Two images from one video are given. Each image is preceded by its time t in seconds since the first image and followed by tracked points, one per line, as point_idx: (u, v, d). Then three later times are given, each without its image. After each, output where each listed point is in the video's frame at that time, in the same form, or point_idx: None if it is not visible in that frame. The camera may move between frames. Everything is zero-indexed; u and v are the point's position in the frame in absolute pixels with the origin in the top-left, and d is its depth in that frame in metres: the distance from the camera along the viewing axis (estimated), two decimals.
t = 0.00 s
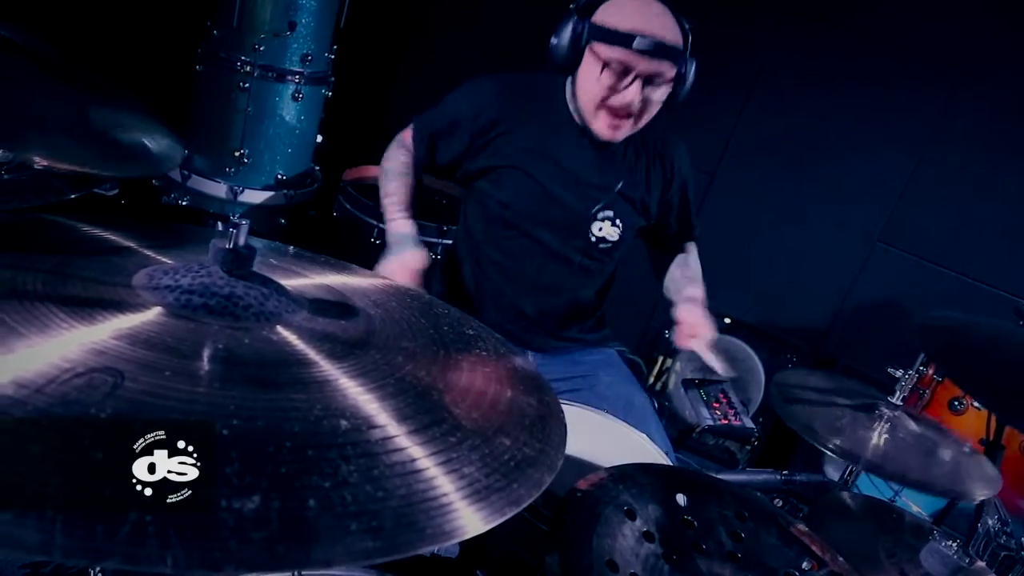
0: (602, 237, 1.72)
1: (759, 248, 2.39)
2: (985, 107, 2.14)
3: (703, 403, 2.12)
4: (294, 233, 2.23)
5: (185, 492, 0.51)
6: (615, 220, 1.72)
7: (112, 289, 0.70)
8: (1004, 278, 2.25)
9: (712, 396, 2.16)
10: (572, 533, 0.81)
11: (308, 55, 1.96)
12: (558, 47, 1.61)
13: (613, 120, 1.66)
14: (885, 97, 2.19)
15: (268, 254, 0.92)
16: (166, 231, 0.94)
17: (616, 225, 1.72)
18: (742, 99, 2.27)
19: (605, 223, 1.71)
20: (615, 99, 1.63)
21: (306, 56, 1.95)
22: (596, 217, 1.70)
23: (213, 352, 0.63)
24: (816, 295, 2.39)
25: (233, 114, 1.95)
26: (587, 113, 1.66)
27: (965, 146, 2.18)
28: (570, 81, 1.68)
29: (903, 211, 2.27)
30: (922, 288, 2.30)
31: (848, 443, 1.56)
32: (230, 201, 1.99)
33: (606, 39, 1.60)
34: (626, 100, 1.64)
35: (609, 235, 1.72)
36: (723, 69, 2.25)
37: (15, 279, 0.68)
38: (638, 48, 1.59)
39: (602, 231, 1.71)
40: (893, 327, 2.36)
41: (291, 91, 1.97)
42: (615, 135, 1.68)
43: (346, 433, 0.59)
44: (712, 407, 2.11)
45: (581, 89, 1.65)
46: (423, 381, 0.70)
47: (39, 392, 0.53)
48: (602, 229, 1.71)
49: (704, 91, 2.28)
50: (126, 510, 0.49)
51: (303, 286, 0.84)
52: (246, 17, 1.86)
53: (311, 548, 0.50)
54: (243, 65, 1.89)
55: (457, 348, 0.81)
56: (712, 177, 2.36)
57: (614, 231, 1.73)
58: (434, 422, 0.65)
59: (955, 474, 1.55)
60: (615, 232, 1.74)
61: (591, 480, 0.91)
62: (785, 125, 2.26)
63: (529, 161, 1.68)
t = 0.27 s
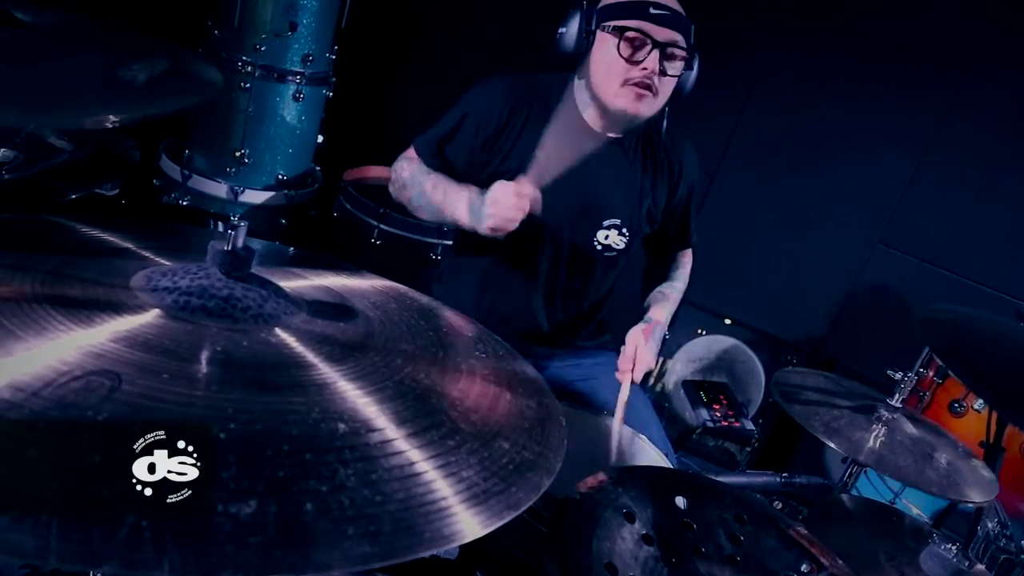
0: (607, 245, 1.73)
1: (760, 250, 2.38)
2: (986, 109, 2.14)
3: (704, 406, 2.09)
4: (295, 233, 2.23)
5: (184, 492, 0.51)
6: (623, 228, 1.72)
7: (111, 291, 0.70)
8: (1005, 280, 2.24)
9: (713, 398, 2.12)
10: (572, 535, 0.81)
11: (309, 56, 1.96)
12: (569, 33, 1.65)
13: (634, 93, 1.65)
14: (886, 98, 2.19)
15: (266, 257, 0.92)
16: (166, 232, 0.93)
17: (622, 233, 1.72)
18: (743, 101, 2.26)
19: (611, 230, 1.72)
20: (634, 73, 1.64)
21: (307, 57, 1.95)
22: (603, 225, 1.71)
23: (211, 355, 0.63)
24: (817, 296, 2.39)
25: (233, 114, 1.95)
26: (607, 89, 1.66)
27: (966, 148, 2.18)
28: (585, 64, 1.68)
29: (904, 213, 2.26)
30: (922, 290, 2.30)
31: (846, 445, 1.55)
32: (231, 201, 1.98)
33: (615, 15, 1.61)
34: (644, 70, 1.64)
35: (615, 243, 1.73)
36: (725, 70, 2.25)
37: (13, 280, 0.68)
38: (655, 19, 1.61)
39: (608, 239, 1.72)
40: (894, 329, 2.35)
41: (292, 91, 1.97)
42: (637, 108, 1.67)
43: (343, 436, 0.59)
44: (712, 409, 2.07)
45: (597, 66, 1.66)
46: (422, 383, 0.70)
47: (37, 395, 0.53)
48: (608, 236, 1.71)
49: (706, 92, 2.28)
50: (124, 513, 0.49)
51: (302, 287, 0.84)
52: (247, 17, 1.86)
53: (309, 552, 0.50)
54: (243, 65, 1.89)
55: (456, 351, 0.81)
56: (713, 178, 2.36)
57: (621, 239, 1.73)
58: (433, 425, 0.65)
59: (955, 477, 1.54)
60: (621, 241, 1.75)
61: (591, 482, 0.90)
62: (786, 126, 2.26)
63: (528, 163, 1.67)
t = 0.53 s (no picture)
0: (612, 258, 1.71)
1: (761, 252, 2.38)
2: (987, 111, 2.14)
3: (705, 408, 2.08)
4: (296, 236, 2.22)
5: (184, 492, 0.51)
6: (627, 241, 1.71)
7: (113, 293, 0.70)
8: (1006, 283, 2.24)
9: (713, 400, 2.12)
10: (573, 538, 0.81)
11: (311, 58, 1.96)
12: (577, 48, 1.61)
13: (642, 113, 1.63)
14: (888, 102, 2.19)
15: (268, 260, 0.92)
16: (168, 235, 0.93)
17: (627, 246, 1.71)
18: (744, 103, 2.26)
19: (615, 244, 1.70)
20: (643, 91, 1.60)
21: (308, 59, 1.95)
22: (608, 238, 1.69)
23: (213, 358, 0.63)
24: (818, 298, 2.39)
25: (234, 116, 1.95)
26: (616, 106, 1.63)
27: (967, 150, 2.17)
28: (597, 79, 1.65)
29: (905, 216, 2.26)
30: (924, 293, 2.30)
31: (847, 448, 1.55)
32: (232, 203, 1.97)
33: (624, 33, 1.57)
34: (656, 87, 1.60)
35: (619, 256, 1.71)
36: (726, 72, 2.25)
37: (15, 283, 0.68)
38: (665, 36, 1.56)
39: (611, 252, 1.70)
40: (896, 332, 2.35)
41: (293, 93, 1.97)
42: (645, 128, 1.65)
43: (345, 440, 0.59)
44: (713, 412, 2.07)
45: (609, 81, 1.62)
46: (425, 387, 0.70)
47: (38, 398, 0.53)
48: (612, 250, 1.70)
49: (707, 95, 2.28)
50: (124, 516, 0.49)
51: (303, 290, 0.84)
52: (249, 19, 1.87)
53: (310, 556, 0.50)
54: (244, 67, 1.89)
55: (458, 355, 0.80)
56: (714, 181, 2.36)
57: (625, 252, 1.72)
58: (435, 429, 0.65)
59: (957, 481, 1.54)
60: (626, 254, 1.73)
61: (593, 485, 0.90)
62: (787, 129, 2.26)
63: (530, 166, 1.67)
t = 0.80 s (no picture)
0: (619, 253, 1.79)
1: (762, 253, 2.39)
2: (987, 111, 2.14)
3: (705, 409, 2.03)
4: (296, 239, 2.22)
5: (184, 492, 0.52)
6: (634, 237, 1.80)
7: (113, 297, 0.70)
8: (1006, 283, 2.24)
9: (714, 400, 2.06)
10: (572, 540, 0.81)
11: (311, 61, 1.96)
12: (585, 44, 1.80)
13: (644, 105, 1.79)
14: (886, 102, 2.20)
15: (267, 263, 0.93)
16: (167, 238, 0.94)
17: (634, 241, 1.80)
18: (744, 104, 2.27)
19: (623, 239, 1.79)
20: (645, 86, 1.77)
21: (308, 62, 1.96)
22: (617, 234, 1.78)
23: (213, 361, 0.64)
24: (818, 299, 2.39)
25: (235, 119, 1.95)
26: (620, 99, 1.77)
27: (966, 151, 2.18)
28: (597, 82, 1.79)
29: (905, 216, 2.27)
30: (923, 293, 2.30)
31: (847, 449, 1.55)
32: (233, 206, 1.98)
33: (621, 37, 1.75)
34: (656, 82, 1.78)
35: (626, 252, 1.80)
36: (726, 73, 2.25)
37: (16, 286, 0.68)
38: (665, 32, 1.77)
39: (620, 247, 1.79)
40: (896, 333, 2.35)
41: (294, 96, 1.97)
42: (646, 122, 1.82)
43: (344, 442, 0.60)
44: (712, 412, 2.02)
45: (610, 80, 1.78)
46: (423, 389, 0.71)
47: (40, 403, 0.54)
48: (619, 245, 1.79)
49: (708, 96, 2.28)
50: (125, 520, 0.49)
51: (303, 293, 0.84)
52: (249, 22, 1.87)
53: (311, 558, 0.51)
54: (245, 70, 1.90)
55: (457, 356, 0.81)
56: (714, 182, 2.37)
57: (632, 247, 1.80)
58: (434, 430, 0.65)
59: (957, 481, 1.54)
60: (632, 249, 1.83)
61: (591, 488, 0.90)
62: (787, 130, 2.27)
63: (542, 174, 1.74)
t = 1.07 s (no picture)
0: (613, 267, 1.77)
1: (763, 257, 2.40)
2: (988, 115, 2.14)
3: (705, 413, 2.05)
4: (297, 243, 2.23)
5: (185, 492, 0.53)
6: (628, 252, 1.77)
7: (115, 302, 0.71)
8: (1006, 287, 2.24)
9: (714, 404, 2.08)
10: (572, 542, 0.82)
11: (311, 65, 1.97)
12: (586, 60, 1.67)
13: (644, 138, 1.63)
14: (886, 107, 2.20)
15: (267, 268, 0.93)
16: (169, 242, 0.94)
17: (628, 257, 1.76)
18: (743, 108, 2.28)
19: (617, 253, 1.76)
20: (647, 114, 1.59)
21: (309, 66, 1.96)
22: (611, 246, 1.75)
23: (214, 365, 0.64)
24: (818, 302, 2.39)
25: (236, 123, 1.95)
26: (621, 126, 1.63)
27: (967, 154, 2.18)
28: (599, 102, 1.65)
29: (905, 220, 2.27)
30: (924, 297, 2.30)
31: (846, 453, 1.56)
32: (234, 210, 1.98)
33: (640, 49, 1.54)
34: (657, 114, 1.59)
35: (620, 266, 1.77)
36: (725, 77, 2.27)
37: (19, 291, 0.69)
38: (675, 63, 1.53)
39: (614, 261, 1.76)
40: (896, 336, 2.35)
41: (294, 100, 1.98)
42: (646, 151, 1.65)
43: (345, 446, 0.60)
44: (713, 416, 2.03)
45: (613, 99, 1.62)
46: (423, 393, 0.71)
47: (43, 407, 0.54)
48: (613, 259, 1.75)
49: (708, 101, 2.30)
50: (127, 524, 0.49)
51: (303, 298, 0.85)
52: (250, 26, 1.88)
53: (312, 561, 0.51)
54: (246, 74, 1.90)
55: (456, 360, 0.82)
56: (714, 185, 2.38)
57: (626, 263, 1.78)
58: (434, 434, 0.66)
59: (956, 485, 1.54)
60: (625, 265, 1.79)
61: (590, 491, 0.91)
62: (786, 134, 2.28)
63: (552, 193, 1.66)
